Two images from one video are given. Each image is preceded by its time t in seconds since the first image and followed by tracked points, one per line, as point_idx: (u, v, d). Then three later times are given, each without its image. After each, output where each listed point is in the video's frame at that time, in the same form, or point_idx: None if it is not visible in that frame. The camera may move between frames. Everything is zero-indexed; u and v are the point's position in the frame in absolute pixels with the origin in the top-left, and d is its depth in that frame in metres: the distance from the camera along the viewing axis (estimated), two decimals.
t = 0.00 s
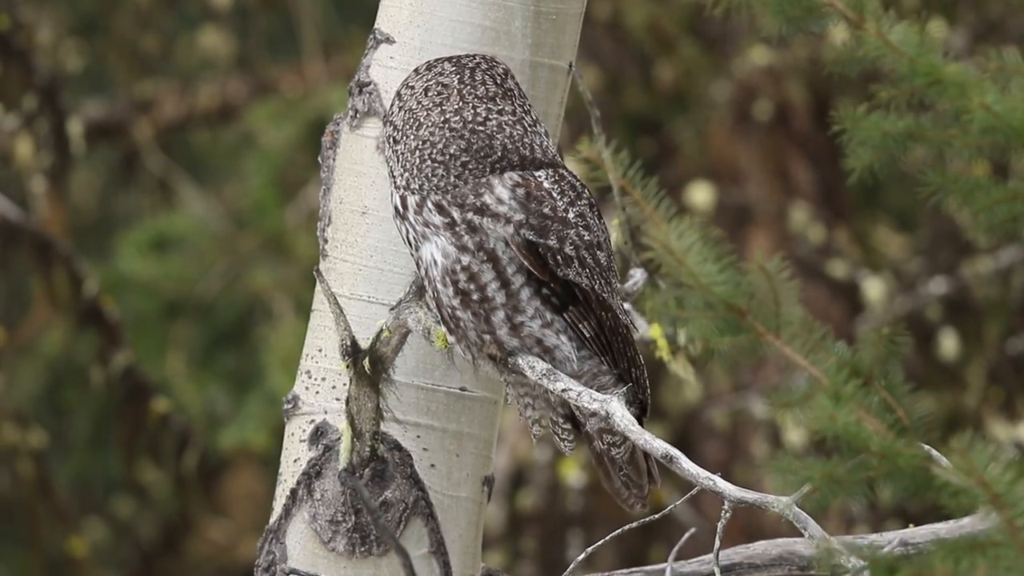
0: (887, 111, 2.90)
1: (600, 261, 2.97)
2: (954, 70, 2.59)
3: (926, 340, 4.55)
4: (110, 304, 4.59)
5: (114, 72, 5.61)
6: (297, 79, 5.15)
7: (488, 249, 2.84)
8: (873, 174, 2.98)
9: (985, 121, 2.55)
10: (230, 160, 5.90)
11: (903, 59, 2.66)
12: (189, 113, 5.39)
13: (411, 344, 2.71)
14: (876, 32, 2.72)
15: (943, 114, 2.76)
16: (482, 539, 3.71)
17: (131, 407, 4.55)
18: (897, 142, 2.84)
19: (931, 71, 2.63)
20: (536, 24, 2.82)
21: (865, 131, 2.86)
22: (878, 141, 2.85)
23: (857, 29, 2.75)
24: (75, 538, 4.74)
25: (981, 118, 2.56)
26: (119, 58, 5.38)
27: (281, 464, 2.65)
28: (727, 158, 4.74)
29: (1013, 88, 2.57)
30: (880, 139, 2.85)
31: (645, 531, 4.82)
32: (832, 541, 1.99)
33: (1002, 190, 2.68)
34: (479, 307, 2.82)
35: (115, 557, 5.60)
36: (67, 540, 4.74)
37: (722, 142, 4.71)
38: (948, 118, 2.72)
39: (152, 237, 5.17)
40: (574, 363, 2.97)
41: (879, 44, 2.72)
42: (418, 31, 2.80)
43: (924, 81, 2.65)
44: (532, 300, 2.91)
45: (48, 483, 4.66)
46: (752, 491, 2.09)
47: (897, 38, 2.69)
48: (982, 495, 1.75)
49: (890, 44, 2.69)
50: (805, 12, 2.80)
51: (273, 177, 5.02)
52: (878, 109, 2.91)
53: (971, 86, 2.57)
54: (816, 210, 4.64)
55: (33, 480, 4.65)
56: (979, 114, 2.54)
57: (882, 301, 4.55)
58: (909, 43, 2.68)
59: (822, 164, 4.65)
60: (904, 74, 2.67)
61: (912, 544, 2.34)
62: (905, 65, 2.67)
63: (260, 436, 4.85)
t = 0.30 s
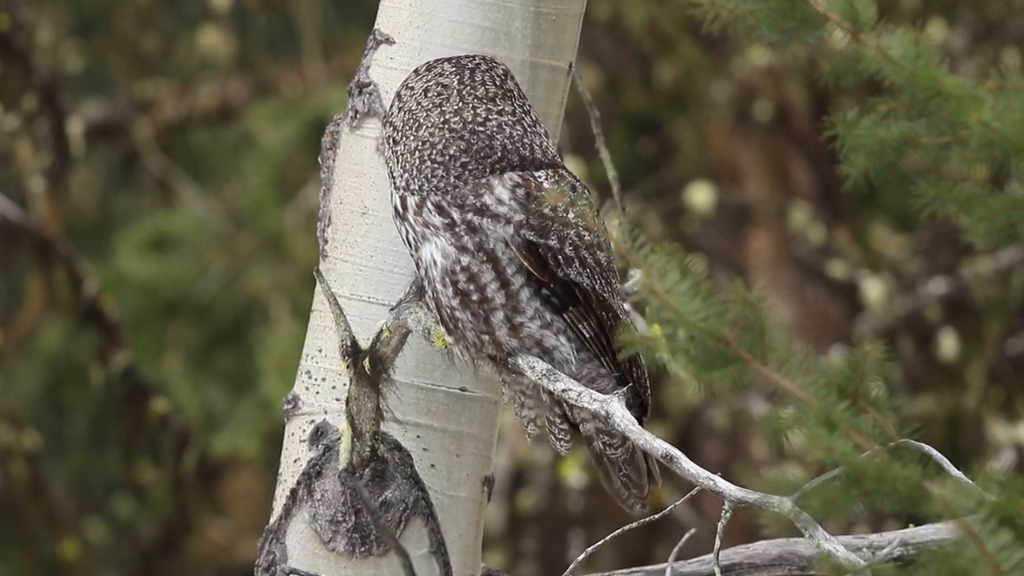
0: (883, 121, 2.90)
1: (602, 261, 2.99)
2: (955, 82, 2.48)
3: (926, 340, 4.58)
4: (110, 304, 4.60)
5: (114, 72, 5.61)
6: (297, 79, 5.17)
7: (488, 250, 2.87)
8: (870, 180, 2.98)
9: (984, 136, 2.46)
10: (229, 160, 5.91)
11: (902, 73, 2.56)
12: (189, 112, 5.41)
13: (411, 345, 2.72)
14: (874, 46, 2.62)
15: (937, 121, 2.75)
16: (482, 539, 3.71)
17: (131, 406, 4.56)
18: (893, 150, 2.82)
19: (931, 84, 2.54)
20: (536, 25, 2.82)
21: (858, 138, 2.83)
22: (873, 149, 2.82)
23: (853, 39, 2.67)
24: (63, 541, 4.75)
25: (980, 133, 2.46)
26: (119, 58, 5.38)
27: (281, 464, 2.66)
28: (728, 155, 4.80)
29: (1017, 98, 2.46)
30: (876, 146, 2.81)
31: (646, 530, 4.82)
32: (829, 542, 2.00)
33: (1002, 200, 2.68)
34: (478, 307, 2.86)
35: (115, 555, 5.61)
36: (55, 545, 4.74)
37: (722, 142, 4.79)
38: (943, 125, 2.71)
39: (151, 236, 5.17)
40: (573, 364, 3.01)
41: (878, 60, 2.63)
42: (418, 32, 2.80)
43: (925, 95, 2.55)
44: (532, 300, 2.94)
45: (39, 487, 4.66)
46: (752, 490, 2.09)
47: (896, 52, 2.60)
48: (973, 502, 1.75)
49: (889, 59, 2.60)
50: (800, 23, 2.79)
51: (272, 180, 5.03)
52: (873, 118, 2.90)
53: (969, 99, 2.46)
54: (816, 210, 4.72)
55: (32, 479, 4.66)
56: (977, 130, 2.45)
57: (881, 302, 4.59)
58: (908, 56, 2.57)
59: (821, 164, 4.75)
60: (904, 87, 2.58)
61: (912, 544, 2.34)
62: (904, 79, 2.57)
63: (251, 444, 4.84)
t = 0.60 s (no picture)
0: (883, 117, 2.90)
1: (601, 262, 2.99)
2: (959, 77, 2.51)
3: (926, 341, 4.58)
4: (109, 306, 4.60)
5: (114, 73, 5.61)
6: (297, 79, 5.18)
7: (488, 250, 2.87)
8: (868, 174, 2.97)
9: (987, 132, 2.40)
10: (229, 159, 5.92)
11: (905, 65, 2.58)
12: (189, 112, 5.42)
13: (411, 345, 2.71)
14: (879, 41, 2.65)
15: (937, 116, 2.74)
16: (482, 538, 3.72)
17: (131, 409, 4.55)
18: (893, 144, 2.82)
19: (935, 79, 2.57)
20: (536, 25, 2.82)
21: (857, 130, 2.83)
22: (872, 142, 2.83)
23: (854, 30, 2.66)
24: (63, 543, 4.74)
25: (984, 129, 2.40)
26: (119, 59, 5.39)
27: (281, 464, 2.66)
28: (728, 156, 4.79)
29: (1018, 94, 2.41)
30: (875, 139, 2.82)
31: (646, 531, 4.82)
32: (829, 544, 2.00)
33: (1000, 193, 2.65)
34: (478, 308, 2.85)
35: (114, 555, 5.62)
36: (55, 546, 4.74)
37: (722, 142, 4.78)
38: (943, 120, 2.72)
39: (153, 237, 5.21)
40: (574, 363, 3.01)
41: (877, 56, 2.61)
42: (418, 32, 2.80)
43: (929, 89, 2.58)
44: (532, 300, 2.94)
45: (39, 487, 4.65)
46: (752, 491, 2.09)
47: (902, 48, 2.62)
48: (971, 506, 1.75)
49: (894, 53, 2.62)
50: (802, 18, 2.78)
51: (272, 181, 5.04)
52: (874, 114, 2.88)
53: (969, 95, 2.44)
54: (816, 211, 4.72)
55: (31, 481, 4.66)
56: (981, 125, 2.40)
57: (881, 302, 4.58)
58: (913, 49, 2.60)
59: (820, 164, 4.77)
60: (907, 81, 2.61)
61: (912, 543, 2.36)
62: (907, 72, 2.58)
63: (254, 444, 4.84)
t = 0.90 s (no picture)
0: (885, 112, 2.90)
1: (598, 266, 2.98)
2: (957, 76, 2.59)
3: (926, 343, 4.55)
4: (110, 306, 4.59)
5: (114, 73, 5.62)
6: (297, 80, 5.15)
7: (485, 250, 2.86)
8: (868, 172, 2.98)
9: (991, 129, 2.52)
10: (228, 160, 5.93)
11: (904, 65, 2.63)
12: (189, 111, 5.39)
13: (411, 345, 2.71)
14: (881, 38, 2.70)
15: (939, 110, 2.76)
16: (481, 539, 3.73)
17: (131, 409, 4.55)
18: (893, 138, 2.82)
19: (934, 76, 2.63)
20: (536, 25, 2.82)
21: (859, 124, 2.84)
22: (873, 136, 2.83)
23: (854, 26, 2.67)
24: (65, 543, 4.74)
25: (989, 126, 2.52)
26: (119, 59, 5.39)
27: (281, 464, 2.66)
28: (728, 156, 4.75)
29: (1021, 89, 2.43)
30: (876, 134, 2.82)
31: (647, 532, 4.82)
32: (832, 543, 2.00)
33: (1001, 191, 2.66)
34: (475, 308, 2.84)
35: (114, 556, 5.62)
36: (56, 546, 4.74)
37: (722, 142, 4.73)
38: (944, 115, 2.73)
39: (153, 237, 5.20)
40: (570, 366, 2.98)
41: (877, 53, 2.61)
42: (418, 32, 2.80)
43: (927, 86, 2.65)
44: (528, 301, 2.93)
45: (41, 486, 4.63)
46: (752, 491, 2.08)
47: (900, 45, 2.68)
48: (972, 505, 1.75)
49: (894, 50, 2.68)
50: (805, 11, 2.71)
51: (273, 181, 5.05)
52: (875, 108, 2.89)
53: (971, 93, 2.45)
54: (816, 211, 4.66)
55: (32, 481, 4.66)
56: (986, 122, 2.51)
57: (881, 304, 4.56)
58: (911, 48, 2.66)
59: (821, 164, 4.69)
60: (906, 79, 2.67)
61: (911, 543, 2.36)
62: (908, 70, 2.66)
63: (255, 444, 4.85)
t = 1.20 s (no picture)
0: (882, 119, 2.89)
1: (596, 263, 2.99)
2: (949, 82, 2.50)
3: (926, 342, 4.56)
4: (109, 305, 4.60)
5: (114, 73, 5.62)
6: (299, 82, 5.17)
7: (482, 249, 2.89)
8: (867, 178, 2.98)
9: (982, 128, 2.47)
10: (229, 160, 5.92)
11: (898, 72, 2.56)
12: (189, 111, 5.37)
13: (411, 345, 2.72)
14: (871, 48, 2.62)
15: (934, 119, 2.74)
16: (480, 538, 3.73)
17: (131, 408, 4.56)
18: (890, 147, 2.80)
19: (926, 85, 2.55)
20: (536, 24, 2.82)
21: (856, 135, 2.83)
22: (870, 146, 2.82)
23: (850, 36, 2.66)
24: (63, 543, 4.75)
25: (978, 125, 2.47)
26: (119, 58, 5.39)
27: (281, 464, 2.65)
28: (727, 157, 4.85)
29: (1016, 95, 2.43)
30: (873, 143, 2.80)
31: (646, 532, 4.82)
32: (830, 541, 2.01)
33: (997, 196, 2.66)
34: (473, 307, 2.87)
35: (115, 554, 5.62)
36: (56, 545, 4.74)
37: (723, 141, 4.81)
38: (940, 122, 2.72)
39: (152, 237, 5.26)
40: (569, 364, 2.99)
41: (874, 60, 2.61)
42: (418, 31, 2.79)
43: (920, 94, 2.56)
44: (526, 301, 2.95)
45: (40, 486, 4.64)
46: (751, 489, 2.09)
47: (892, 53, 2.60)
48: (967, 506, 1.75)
49: (886, 60, 2.60)
50: (799, 22, 2.69)
51: (271, 181, 5.05)
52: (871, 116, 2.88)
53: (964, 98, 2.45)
54: (816, 211, 4.75)
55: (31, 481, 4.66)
56: (975, 121, 2.46)
57: (881, 304, 4.61)
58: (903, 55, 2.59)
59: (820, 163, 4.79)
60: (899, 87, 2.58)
61: (911, 544, 2.34)
62: (900, 79, 2.59)
63: (253, 443, 4.85)
